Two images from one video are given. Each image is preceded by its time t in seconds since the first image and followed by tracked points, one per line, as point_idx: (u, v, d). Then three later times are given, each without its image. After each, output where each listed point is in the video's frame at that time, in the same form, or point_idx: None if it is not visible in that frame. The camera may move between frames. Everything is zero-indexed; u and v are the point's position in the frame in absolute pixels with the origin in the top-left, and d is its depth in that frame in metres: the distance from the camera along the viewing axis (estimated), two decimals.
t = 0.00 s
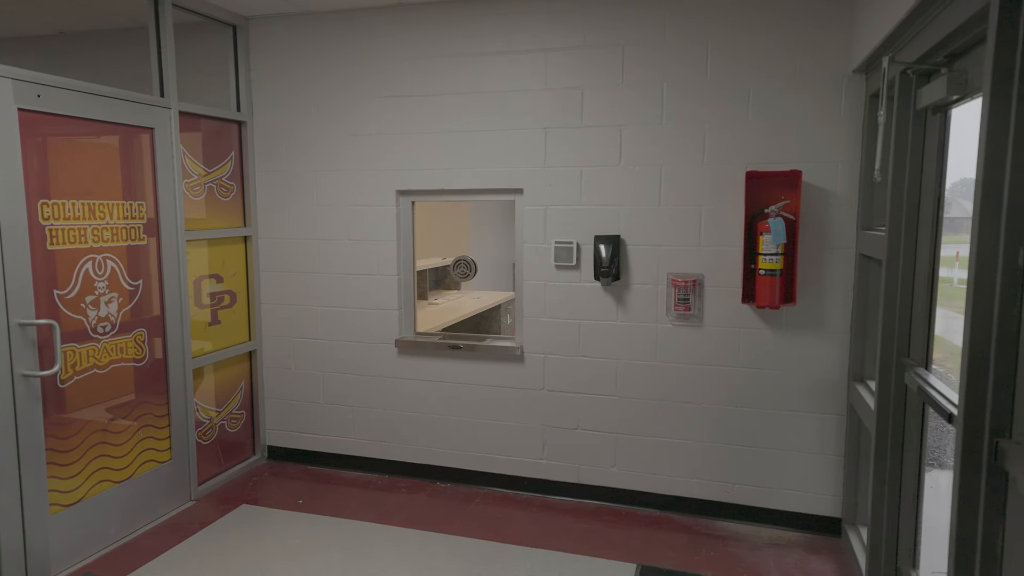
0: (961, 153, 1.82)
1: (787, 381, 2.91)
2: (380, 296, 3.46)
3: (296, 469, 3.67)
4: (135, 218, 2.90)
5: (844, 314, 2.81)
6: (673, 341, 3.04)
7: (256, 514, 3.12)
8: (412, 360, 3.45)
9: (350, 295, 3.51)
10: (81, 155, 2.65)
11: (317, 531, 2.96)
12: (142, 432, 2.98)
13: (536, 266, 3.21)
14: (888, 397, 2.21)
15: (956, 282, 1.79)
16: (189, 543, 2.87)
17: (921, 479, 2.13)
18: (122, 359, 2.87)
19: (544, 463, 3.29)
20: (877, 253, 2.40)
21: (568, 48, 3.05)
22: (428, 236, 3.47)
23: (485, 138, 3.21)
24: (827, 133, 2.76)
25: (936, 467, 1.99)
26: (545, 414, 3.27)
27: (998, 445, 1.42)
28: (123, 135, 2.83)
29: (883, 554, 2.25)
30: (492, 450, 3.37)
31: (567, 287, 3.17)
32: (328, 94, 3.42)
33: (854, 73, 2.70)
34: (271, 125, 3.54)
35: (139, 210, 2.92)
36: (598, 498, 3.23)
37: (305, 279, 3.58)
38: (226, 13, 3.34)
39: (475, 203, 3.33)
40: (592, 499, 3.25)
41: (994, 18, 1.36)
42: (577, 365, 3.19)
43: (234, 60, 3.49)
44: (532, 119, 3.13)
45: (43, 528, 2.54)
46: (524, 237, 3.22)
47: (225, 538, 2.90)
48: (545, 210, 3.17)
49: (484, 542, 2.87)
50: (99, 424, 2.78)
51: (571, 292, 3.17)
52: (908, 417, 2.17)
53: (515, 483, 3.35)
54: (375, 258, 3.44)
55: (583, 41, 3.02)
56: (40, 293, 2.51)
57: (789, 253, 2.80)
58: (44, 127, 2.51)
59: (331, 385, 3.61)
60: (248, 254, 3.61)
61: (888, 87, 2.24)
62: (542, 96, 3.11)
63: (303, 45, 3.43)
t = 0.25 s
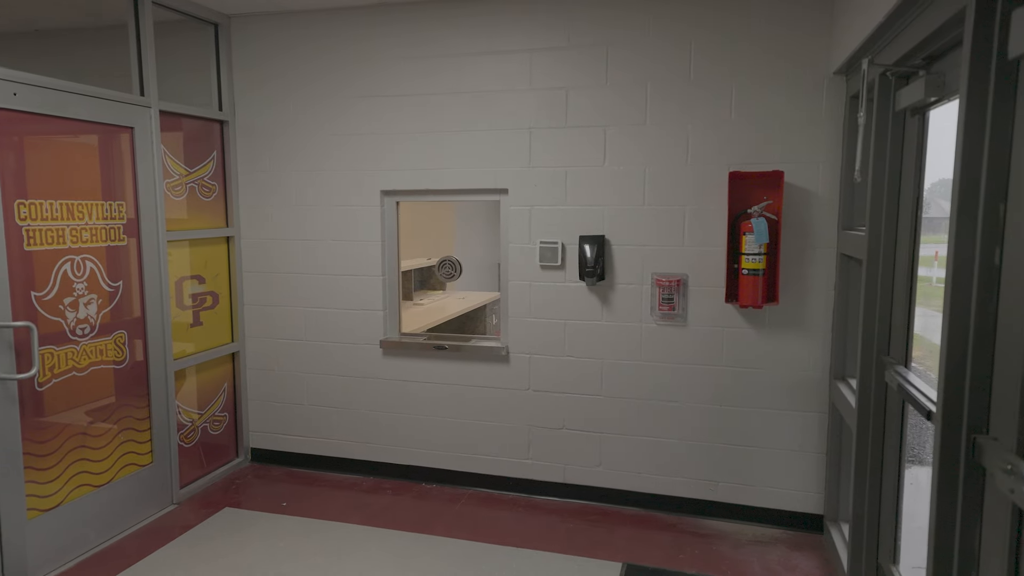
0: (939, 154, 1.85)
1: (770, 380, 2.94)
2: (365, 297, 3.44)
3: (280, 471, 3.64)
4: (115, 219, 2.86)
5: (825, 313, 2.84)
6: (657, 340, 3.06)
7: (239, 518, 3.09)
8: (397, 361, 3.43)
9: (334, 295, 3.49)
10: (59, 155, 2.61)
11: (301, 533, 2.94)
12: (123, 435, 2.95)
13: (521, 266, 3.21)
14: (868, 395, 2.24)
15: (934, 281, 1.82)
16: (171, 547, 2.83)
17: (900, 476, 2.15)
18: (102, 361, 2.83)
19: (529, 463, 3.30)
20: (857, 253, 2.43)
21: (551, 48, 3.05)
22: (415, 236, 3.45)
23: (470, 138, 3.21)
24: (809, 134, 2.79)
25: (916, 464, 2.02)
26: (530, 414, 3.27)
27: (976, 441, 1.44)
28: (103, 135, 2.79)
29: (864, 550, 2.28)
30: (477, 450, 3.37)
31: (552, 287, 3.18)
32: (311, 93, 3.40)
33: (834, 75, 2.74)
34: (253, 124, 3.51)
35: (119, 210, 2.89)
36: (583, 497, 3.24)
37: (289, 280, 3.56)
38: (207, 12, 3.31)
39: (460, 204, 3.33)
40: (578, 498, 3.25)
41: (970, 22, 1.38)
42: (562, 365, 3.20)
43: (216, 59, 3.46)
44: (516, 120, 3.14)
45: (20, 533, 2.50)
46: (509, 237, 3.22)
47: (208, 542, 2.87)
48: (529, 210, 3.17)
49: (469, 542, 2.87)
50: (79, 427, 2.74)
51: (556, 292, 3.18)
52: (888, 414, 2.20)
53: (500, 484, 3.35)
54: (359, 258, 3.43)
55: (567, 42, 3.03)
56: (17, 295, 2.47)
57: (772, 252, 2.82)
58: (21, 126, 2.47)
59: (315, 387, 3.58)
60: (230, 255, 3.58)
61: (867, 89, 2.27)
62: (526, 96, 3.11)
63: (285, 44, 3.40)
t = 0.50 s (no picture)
0: (921, 155, 1.87)
1: (756, 378, 2.96)
2: (351, 297, 3.43)
3: (266, 473, 3.61)
4: (98, 219, 2.83)
5: (810, 312, 2.87)
6: (644, 340, 3.07)
7: (225, 520, 3.06)
8: (384, 362, 3.42)
9: (321, 296, 3.47)
10: (41, 154, 2.58)
11: (288, 535, 2.92)
12: (106, 438, 2.91)
13: (509, 266, 3.21)
14: (853, 393, 2.26)
15: (917, 280, 1.84)
16: (156, 551, 2.81)
17: (885, 473, 2.18)
18: (85, 363, 2.80)
19: (517, 463, 3.30)
20: (841, 253, 2.45)
21: (538, 49, 3.06)
22: (405, 235, 3.43)
23: (458, 138, 3.20)
24: (794, 135, 2.81)
25: (899, 461, 2.05)
26: (518, 414, 3.27)
27: (957, 438, 1.46)
28: (86, 134, 2.76)
29: (849, 547, 2.30)
30: (465, 451, 3.36)
31: (540, 287, 3.18)
32: (297, 93, 3.38)
33: (819, 77, 2.76)
34: (239, 124, 3.48)
35: (102, 210, 2.85)
36: (571, 497, 3.25)
37: (275, 281, 3.53)
38: (191, 10, 3.28)
39: (448, 204, 3.32)
40: (566, 498, 3.26)
41: (951, 25, 1.40)
42: (549, 365, 3.21)
43: (201, 58, 3.43)
44: (504, 120, 3.14)
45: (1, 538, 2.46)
46: (497, 238, 3.22)
47: (193, 545, 2.85)
48: (517, 210, 3.17)
49: (457, 543, 2.86)
50: (61, 430, 2.70)
51: (544, 293, 3.18)
52: (872, 412, 2.22)
53: (489, 484, 3.35)
54: (346, 259, 3.41)
55: (554, 42, 3.04)
56: None
57: (757, 252, 2.84)
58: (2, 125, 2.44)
59: (302, 388, 3.56)
60: (215, 255, 3.55)
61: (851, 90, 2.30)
62: (514, 97, 3.11)
63: (271, 43, 3.38)
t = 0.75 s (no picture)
0: (901, 155, 1.89)
1: (740, 377, 2.99)
2: (336, 298, 3.41)
3: (250, 476, 3.58)
4: (77, 219, 2.79)
5: (793, 311, 2.90)
6: (629, 340, 3.09)
7: (208, 524, 3.03)
8: (369, 363, 3.41)
9: (306, 297, 3.45)
10: (18, 153, 2.53)
11: (272, 538, 2.89)
12: (86, 441, 2.87)
13: (495, 266, 3.21)
14: (835, 391, 2.28)
15: (897, 279, 1.87)
16: (137, 555, 2.77)
17: (866, 470, 2.20)
18: (64, 366, 2.76)
19: (503, 463, 3.30)
20: (823, 252, 2.48)
21: (523, 49, 3.06)
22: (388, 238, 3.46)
23: (443, 138, 3.19)
24: (777, 136, 2.84)
25: (880, 458, 2.07)
26: (504, 415, 3.27)
27: (936, 435, 1.48)
28: (65, 133, 2.72)
29: (831, 543, 2.33)
30: (451, 452, 3.35)
31: (526, 287, 3.18)
32: (280, 92, 3.36)
33: (801, 78, 2.79)
34: (221, 123, 3.45)
35: (81, 211, 2.81)
36: (557, 497, 3.25)
37: (259, 282, 3.50)
38: (172, 8, 3.24)
39: (433, 204, 3.32)
40: (552, 498, 3.26)
41: (930, 28, 1.42)
42: (535, 365, 3.21)
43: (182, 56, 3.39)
44: (489, 120, 3.13)
45: None
46: (482, 238, 3.22)
47: (175, 549, 2.81)
48: (503, 211, 3.17)
49: (444, 544, 2.86)
50: (40, 434, 2.66)
51: (529, 293, 3.18)
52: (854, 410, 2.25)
53: (475, 485, 3.34)
54: (331, 259, 3.39)
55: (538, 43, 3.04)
56: None
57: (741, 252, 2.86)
58: None
59: (286, 389, 3.54)
60: (198, 256, 3.51)
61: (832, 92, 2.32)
62: (499, 97, 3.11)
63: (254, 42, 3.35)
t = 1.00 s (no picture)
0: (881, 156, 1.92)
1: (724, 376, 3.01)
2: (319, 299, 3.39)
3: (233, 479, 3.55)
4: (54, 220, 2.75)
5: (775, 310, 2.92)
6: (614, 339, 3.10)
7: (190, 527, 3.00)
8: (353, 364, 3.39)
9: (289, 298, 3.42)
10: None
11: (255, 541, 2.87)
12: (65, 445, 2.83)
13: (479, 266, 3.21)
14: (817, 390, 2.31)
15: (877, 279, 1.89)
16: (117, 560, 2.73)
17: (847, 467, 2.23)
18: (42, 368, 2.72)
19: (489, 464, 3.29)
20: (805, 252, 2.51)
21: (508, 49, 3.06)
22: (373, 238, 3.44)
23: (427, 138, 3.19)
24: (758, 137, 2.86)
25: (860, 455, 2.10)
26: (489, 415, 3.27)
27: (915, 432, 1.50)
28: (42, 132, 2.68)
29: (813, 540, 2.36)
30: (436, 453, 3.35)
31: (511, 287, 3.18)
32: (263, 91, 3.33)
33: (782, 80, 2.82)
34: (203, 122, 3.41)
35: (59, 211, 2.77)
36: (542, 497, 3.26)
37: (241, 282, 3.47)
38: (152, 6, 3.20)
39: (417, 204, 3.30)
40: (538, 498, 3.26)
41: (908, 31, 1.45)
42: (520, 365, 3.21)
43: (162, 55, 3.35)
44: (473, 120, 3.13)
45: None
46: (467, 238, 3.21)
47: (156, 553, 2.78)
48: (487, 211, 3.17)
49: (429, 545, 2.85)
50: (16, 438, 2.62)
51: (514, 293, 3.18)
52: (835, 408, 2.28)
53: (460, 486, 3.34)
54: (314, 260, 3.37)
55: (522, 43, 3.04)
56: None
57: (724, 252, 2.89)
58: None
59: (269, 391, 3.51)
60: (179, 257, 3.47)
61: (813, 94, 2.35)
62: (483, 97, 3.11)
63: (235, 41, 3.32)
